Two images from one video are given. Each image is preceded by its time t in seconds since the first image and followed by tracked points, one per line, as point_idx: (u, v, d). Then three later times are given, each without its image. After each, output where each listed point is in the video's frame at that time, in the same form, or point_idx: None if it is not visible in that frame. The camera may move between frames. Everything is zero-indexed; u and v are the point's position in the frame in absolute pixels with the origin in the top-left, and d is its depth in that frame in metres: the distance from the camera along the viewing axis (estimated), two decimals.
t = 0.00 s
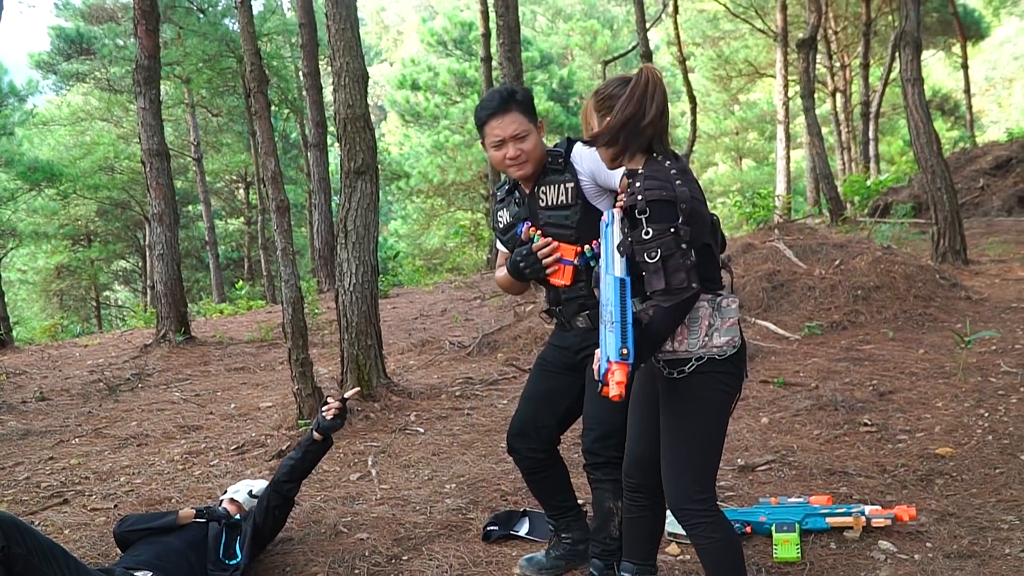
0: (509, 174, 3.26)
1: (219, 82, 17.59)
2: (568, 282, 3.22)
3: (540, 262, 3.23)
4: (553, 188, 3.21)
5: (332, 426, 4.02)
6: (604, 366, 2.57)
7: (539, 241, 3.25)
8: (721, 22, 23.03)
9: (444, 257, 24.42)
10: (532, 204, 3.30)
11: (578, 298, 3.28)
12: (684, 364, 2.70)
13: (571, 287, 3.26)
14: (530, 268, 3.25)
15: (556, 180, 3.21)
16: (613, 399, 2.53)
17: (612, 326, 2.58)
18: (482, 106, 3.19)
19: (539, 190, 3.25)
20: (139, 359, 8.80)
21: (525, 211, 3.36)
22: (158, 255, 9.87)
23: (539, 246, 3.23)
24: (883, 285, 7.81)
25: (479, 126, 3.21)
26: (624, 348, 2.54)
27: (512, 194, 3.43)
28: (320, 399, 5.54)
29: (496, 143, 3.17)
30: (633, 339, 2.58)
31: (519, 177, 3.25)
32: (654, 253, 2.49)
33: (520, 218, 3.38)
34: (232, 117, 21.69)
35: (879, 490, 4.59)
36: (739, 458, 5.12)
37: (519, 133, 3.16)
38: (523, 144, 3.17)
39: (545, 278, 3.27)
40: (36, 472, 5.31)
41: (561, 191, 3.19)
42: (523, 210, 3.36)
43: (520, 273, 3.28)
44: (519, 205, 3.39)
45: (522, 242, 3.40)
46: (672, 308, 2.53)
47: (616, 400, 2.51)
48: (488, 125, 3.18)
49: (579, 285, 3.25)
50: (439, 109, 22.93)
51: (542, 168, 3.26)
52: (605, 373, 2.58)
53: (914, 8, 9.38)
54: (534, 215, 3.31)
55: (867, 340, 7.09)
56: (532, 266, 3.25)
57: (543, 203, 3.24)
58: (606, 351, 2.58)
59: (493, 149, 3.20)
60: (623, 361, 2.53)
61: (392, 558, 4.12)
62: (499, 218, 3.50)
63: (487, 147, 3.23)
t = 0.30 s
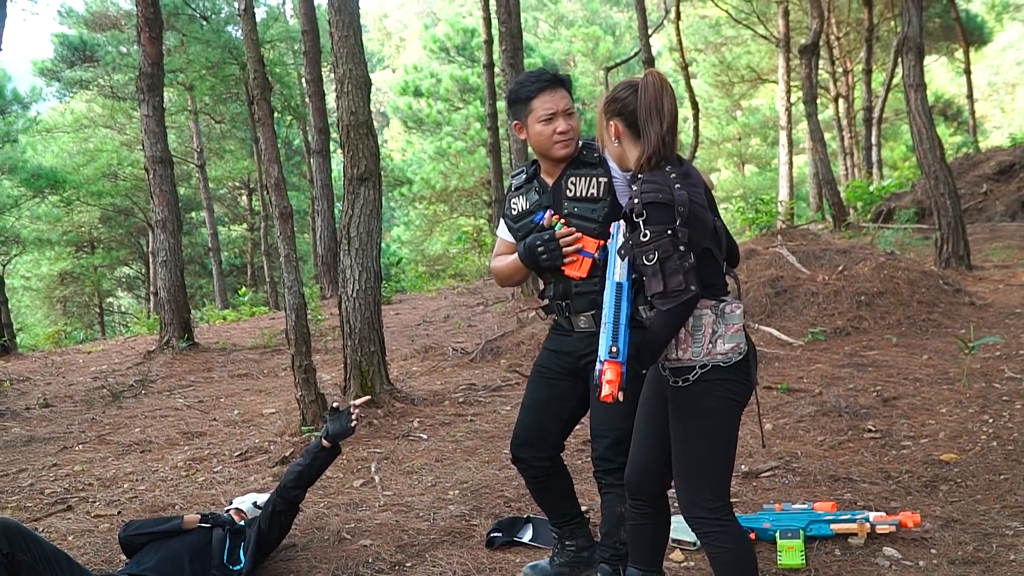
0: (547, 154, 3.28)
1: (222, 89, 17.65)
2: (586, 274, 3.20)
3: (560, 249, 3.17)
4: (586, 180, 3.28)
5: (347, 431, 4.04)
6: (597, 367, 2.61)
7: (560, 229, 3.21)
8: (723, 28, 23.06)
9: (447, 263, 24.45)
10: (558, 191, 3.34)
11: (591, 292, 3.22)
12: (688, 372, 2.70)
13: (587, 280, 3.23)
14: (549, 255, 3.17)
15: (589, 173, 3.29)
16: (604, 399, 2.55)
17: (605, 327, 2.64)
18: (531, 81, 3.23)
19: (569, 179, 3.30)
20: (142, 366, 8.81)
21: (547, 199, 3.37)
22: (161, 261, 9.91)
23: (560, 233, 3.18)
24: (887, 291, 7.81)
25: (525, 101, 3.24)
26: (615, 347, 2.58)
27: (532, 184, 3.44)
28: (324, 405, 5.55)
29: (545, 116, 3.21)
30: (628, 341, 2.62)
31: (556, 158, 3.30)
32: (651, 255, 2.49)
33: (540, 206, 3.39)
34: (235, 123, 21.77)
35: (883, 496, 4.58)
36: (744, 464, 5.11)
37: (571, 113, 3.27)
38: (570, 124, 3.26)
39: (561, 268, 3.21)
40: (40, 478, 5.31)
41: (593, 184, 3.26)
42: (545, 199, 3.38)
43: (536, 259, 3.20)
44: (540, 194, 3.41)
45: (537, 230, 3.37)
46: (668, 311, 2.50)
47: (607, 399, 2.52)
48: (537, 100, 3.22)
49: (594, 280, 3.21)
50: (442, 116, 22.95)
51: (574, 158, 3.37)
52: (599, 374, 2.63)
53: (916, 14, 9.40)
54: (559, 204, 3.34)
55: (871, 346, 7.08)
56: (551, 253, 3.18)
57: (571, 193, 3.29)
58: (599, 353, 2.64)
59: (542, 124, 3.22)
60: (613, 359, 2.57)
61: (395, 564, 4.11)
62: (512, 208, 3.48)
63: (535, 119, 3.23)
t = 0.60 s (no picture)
0: (568, 147, 3.29)
1: (232, 92, 17.71)
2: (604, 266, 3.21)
3: (580, 239, 3.11)
4: (610, 173, 3.30)
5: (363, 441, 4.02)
6: (615, 361, 2.44)
7: (581, 220, 3.15)
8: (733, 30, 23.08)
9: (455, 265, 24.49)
10: (580, 182, 3.34)
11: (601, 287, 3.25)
12: (694, 372, 2.61)
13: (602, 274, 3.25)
14: (568, 244, 3.10)
15: (615, 167, 3.31)
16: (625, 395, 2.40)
17: (627, 320, 2.45)
18: (561, 73, 3.20)
19: (594, 170, 3.32)
20: (154, 367, 8.84)
21: (566, 189, 3.35)
22: (172, 263, 9.96)
23: (582, 223, 3.13)
24: (898, 293, 7.79)
25: (552, 92, 3.22)
26: (640, 342, 2.44)
27: (549, 173, 3.41)
28: (334, 407, 5.55)
29: (571, 110, 3.20)
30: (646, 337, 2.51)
31: (577, 153, 3.30)
32: (674, 256, 2.51)
33: (558, 195, 3.35)
34: (245, 126, 21.85)
35: (896, 499, 4.56)
36: (755, 467, 5.10)
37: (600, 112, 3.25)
38: (595, 117, 3.25)
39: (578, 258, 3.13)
40: (52, 480, 5.33)
41: (618, 178, 3.29)
42: (564, 188, 3.36)
43: (553, 248, 3.13)
44: (558, 182, 3.38)
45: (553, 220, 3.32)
46: (681, 311, 2.51)
47: (628, 394, 2.38)
48: (564, 93, 3.20)
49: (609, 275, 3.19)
50: (451, 118, 22.98)
51: (594, 154, 3.38)
52: (616, 367, 2.46)
53: (927, 15, 9.38)
54: (580, 194, 3.33)
55: (882, 348, 7.06)
56: (570, 242, 3.11)
57: (595, 185, 3.30)
58: (617, 346, 2.47)
59: (568, 117, 3.21)
60: (637, 354, 2.43)
61: (406, 566, 4.10)
62: (526, 195, 3.44)
63: (561, 111, 3.22)
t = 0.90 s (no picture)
0: (566, 150, 3.29)
1: (242, 97, 17.76)
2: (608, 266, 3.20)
3: (584, 240, 3.15)
4: (612, 174, 3.30)
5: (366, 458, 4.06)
6: (629, 368, 2.50)
7: (584, 221, 3.19)
8: (741, 33, 23.16)
9: (465, 269, 24.53)
10: (582, 183, 3.34)
11: (607, 289, 3.21)
12: (710, 379, 2.61)
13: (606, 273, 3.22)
14: (571, 244, 3.14)
15: (617, 167, 3.31)
16: (637, 401, 2.45)
17: (640, 328, 2.54)
18: (557, 77, 3.21)
19: (597, 171, 3.32)
20: (165, 372, 8.87)
21: (568, 190, 3.35)
22: (182, 269, 9.99)
23: (585, 225, 3.17)
24: (908, 296, 7.79)
25: (550, 96, 3.22)
26: (653, 348, 2.48)
27: (550, 175, 3.41)
28: (343, 411, 5.55)
29: (568, 114, 3.20)
30: (661, 345, 2.55)
31: (576, 156, 3.30)
32: (685, 263, 2.47)
33: (559, 197, 3.36)
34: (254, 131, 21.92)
35: (907, 503, 4.55)
36: (766, 471, 5.09)
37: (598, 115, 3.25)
38: (594, 120, 3.24)
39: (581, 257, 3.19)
40: (62, 486, 5.33)
41: (621, 178, 3.30)
42: (567, 189, 3.36)
43: (557, 248, 3.16)
44: (559, 184, 3.38)
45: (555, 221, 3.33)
46: (695, 319, 2.49)
47: (642, 401, 2.42)
48: (561, 97, 3.20)
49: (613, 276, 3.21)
50: (459, 122, 23.03)
51: (594, 156, 3.37)
52: (630, 375, 2.50)
53: (936, 18, 9.37)
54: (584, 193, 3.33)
55: (893, 351, 7.05)
56: (572, 242, 3.15)
57: (598, 186, 3.30)
58: (632, 353, 2.52)
59: (564, 121, 3.21)
60: (649, 359, 2.47)
61: (417, 571, 4.10)
62: (527, 197, 3.44)
63: (558, 115, 3.22)
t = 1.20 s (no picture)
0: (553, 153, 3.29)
1: (249, 101, 17.82)
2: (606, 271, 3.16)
3: (580, 244, 3.15)
4: (610, 177, 3.25)
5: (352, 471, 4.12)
6: (652, 368, 2.50)
7: (581, 225, 3.18)
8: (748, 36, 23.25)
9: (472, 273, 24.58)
10: (580, 187, 3.30)
11: (606, 294, 3.19)
12: (724, 383, 2.61)
13: (605, 276, 3.18)
14: (569, 250, 3.13)
15: (614, 171, 3.25)
16: (662, 401, 2.43)
17: (660, 328, 2.54)
18: (539, 82, 3.23)
19: (593, 175, 3.27)
20: (173, 376, 8.90)
21: (565, 195, 3.33)
22: (190, 272, 10.02)
23: (581, 229, 3.17)
24: (916, 298, 7.79)
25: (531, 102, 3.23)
26: (675, 347, 2.49)
27: (548, 180, 3.39)
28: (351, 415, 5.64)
29: (548, 117, 3.20)
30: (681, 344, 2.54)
31: (565, 158, 3.29)
32: (701, 261, 2.47)
33: (558, 202, 3.34)
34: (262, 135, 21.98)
35: (915, 506, 4.54)
36: (773, 474, 5.09)
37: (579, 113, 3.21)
38: (575, 123, 3.21)
39: (579, 263, 3.18)
40: (70, 489, 5.35)
41: (617, 182, 3.24)
42: (564, 194, 3.33)
43: (555, 254, 3.16)
44: (557, 189, 3.36)
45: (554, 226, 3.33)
46: (715, 315, 2.48)
47: (667, 401, 2.41)
48: (542, 100, 3.21)
49: (612, 279, 3.19)
50: (466, 125, 23.05)
51: (592, 159, 3.32)
52: (653, 375, 2.50)
53: (943, 20, 9.35)
54: (581, 198, 3.29)
55: (900, 354, 7.05)
56: (570, 246, 3.14)
57: (595, 190, 3.26)
58: (654, 354, 2.53)
59: (545, 125, 3.23)
60: (673, 358, 2.47)
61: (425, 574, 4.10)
62: (526, 203, 3.43)
63: (539, 120, 3.24)
